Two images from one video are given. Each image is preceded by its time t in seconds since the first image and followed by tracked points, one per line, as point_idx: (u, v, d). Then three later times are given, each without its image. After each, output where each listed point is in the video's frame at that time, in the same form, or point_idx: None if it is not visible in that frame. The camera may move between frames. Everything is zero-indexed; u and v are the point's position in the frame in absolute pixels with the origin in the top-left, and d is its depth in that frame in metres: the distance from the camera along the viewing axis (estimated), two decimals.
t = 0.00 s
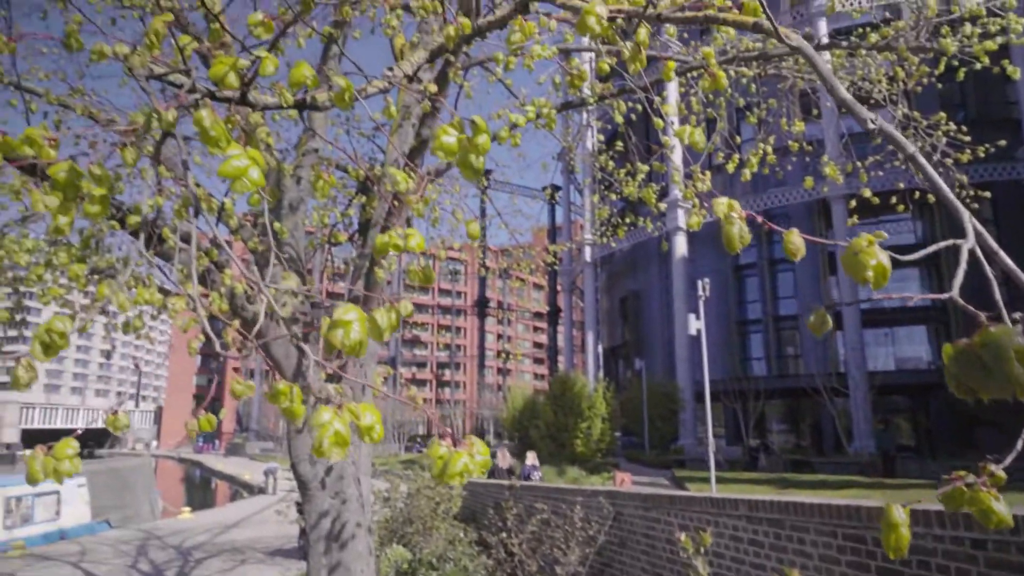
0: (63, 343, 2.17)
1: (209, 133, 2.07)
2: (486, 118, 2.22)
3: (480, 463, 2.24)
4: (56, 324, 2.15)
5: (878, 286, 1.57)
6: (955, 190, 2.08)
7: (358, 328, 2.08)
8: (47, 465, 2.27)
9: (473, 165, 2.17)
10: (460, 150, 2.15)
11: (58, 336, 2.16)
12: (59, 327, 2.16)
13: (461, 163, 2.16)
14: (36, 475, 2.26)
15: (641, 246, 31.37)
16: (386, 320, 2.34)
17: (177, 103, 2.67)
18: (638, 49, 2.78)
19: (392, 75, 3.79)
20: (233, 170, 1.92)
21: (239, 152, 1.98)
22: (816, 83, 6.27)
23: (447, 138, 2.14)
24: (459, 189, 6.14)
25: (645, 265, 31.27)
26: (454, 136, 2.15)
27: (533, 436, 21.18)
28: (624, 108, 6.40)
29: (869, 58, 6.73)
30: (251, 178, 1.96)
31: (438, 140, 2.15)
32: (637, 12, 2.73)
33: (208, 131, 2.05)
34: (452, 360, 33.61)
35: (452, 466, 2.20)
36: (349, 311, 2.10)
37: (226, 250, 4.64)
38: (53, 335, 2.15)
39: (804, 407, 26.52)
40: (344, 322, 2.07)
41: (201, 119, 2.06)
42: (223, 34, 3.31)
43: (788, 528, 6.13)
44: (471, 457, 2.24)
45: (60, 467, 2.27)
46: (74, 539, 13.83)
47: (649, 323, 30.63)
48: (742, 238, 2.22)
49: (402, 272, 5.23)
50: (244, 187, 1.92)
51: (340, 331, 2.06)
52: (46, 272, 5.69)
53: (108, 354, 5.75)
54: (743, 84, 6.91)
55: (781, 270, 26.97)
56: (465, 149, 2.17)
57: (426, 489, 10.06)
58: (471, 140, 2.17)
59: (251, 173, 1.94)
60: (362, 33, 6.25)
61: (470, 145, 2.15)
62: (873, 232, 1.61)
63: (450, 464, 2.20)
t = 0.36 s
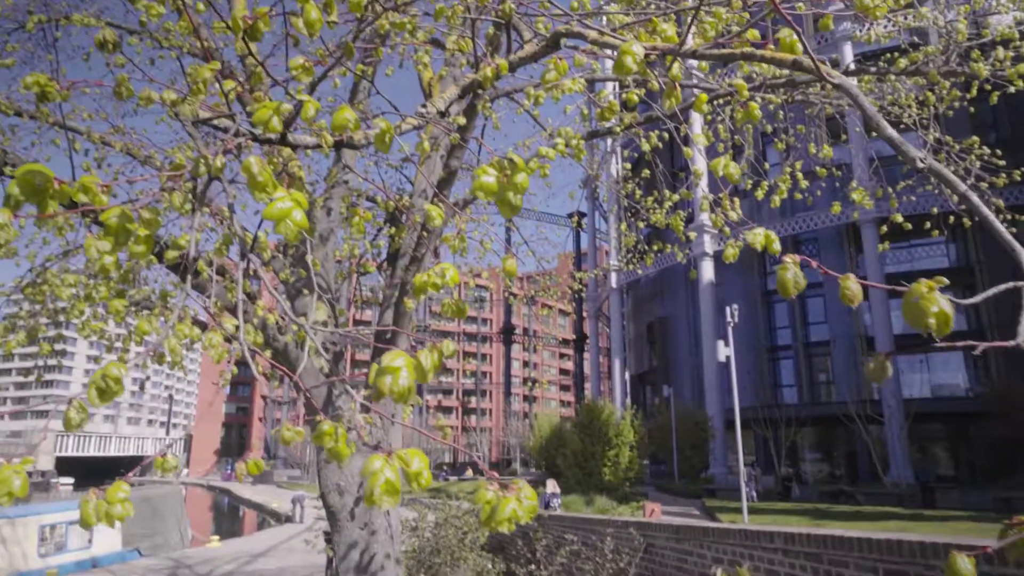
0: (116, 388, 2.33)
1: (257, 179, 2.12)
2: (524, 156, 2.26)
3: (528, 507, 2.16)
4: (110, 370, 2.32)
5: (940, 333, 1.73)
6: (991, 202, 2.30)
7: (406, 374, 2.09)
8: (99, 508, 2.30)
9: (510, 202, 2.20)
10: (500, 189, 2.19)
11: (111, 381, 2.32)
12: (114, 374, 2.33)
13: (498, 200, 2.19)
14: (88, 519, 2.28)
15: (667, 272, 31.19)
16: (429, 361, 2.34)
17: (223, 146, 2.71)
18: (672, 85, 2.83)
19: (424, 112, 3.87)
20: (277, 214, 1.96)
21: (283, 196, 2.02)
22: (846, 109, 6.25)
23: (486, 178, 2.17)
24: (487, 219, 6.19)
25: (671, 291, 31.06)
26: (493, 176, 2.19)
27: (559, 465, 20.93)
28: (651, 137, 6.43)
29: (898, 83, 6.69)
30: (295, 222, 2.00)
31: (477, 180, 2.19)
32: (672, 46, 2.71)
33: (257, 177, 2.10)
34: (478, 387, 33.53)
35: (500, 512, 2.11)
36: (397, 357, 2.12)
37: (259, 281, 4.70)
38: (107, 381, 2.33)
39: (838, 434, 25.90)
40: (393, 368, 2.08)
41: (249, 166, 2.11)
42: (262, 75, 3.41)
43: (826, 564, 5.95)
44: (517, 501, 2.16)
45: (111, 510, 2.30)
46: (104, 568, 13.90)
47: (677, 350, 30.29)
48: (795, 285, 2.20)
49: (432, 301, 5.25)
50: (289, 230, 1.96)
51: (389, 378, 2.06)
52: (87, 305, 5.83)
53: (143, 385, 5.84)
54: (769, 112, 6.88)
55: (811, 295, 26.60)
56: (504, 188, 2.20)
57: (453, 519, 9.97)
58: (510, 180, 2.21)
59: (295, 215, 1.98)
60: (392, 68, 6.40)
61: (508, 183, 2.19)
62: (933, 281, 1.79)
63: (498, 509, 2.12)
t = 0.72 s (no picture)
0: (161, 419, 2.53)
1: (297, 209, 2.13)
2: (557, 181, 2.26)
3: (572, 540, 2.19)
4: (154, 402, 2.50)
5: (1002, 365, 1.97)
6: None
7: (453, 410, 2.17)
8: (144, 539, 2.42)
9: (543, 226, 2.22)
10: (534, 215, 2.20)
11: (158, 413, 2.51)
12: (159, 406, 2.49)
13: (532, 226, 2.20)
14: (135, 549, 2.41)
15: (689, 287, 30.93)
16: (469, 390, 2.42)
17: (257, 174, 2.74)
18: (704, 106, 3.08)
19: (450, 134, 3.87)
20: (314, 242, 1.99)
21: (320, 224, 2.05)
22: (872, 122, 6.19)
23: (521, 203, 2.16)
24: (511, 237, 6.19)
25: (693, 305, 30.83)
26: (528, 202, 2.18)
27: (583, 482, 20.75)
28: (673, 153, 6.40)
29: (925, 95, 6.60)
30: (331, 249, 2.03)
31: (512, 206, 2.18)
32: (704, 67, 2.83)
33: (293, 208, 2.12)
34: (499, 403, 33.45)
35: (545, 546, 2.13)
36: (444, 394, 2.18)
37: (286, 303, 4.74)
38: (151, 413, 2.51)
39: (867, 451, 25.40)
40: (440, 404, 2.16)
41: (289, 198, 2.11)
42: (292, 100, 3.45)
43: None
44: (562, 535, 2.19)
45: (155, 541, 2.42)
46: None
47: (700, 366, 29.95)
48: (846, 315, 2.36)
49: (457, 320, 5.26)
50: (326, 258, 1.97)
51: (435, 413, 2.15)
52: (117, 327, 5.91)
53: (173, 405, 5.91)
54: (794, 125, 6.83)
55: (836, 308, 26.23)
56: (537, 213, 2.21)
57: (477, 537, 9.92)
58: (544, 205, 2.21)
59: (331, 244, 2.01)
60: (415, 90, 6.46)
61: (543, 208, 2.20)
62: (994, 314, 2.03)
63: (542, 544, 2.14)
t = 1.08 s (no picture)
0: (191, 457, 2.48)
1: (326, 242, 2.14)
2: (585, 209, 2.28)
3: None
4: (187, 439, 2.46)
5: None
6: None
7: (486, 447, 2.15)
8: None
9: (570, 254, 2.24)
10: (562, 242, 2.22)
11: (188, 450, 2.47)
12: (190, 442, 2.47)
13: (560, 252, 2.23)
14: None
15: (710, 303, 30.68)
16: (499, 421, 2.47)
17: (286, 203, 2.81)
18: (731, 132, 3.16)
19: (473, 157, 3.87)
20: (341, 272, 2.03)
21: (347, 253, 2.12)
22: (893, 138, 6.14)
23: (550, 232, 2.18)
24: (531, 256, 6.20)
25: (714, 322, 30.57)
26: (556, 230, 2.20)
27: (604, 501, 20.54)
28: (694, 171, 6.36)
29: (949, 109, 6.53)
30: (357, 279, 2.07)
31: (541, 235, 2.20)
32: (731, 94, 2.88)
33: (323, 240, 2.16)
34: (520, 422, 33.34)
35: None
36: (476, 430, 2.18)
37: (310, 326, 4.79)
38: (183, 450, 2.46)
39: (894, 469, 24.88)
40: (473, 442, 2.15)
41: (318, 231, 2.13)
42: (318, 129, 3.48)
43: None
44: None
45: None
46: None
47: (722, 382, 29.61)
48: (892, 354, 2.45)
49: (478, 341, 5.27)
50: (354, 287, 2.02)
51: (469, 451, 2.14)
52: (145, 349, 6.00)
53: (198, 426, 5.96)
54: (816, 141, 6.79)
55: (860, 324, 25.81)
56: (565, 240, 2.23)
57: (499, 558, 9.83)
58: (571, 232, 2.23)
59: (358, 273, 2.05)
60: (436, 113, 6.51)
61: (570, 236, 2.22)
62: None
63: None
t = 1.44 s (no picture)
0: (218, 489, 2.52)
1: (350, 269, 2.18)
2: (606, 229, 2.28)
3: None
4: (213, 472, 2.51)
5: None
6: None
7: (516, 483, 2.20)
8: None
9: (592, 275, 2.26)
10: (584, 264, 2.24)
11: (215, 483, 2.52)
12: (217, 476, 2.50)
13: (582, 275, 2.25)
14: None
15: (726, 315, 30.43)
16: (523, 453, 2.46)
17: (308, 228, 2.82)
18: (755, 150, 3.26)
19: (493, 176, 3.89)
20: (363, 298, 2.09)
21: (369, 278, 2.19)
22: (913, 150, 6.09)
23: (571, 256, 2.19)
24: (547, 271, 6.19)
25: (731, 334, 30.28)
26: (578, 253, 2.21)
27: (622, 515, 20.32)
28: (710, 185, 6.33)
29: (969, 120, 6.48)
30: (379, 304, 2.14)
31: (562, 258, 2.20)
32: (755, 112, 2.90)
33: (347, 268, 2.19)
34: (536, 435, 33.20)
35: None
36: (506, 466, 2.22)
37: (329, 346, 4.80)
38: (210, 484, 2.51)
39: (917, 483, 24.46)
40: (502, 479, 2.19)
41: (342, 258, 2.17)
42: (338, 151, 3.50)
43: None
44: None
45: None
46: None
47: (739, 395, 29.29)
48: (936, 388, 2.66)
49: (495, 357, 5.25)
50: (375, 314, 2.08)
51: (498, 487, 2.17)
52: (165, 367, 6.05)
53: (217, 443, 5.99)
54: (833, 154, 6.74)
55: (880, 335, 25.46)
56: (587, 262, 2.25)
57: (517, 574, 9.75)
58: (593, 254, 2.26)
59: (380, 299, 2.11)
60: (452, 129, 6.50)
61: (592, 257, 2.24)
62: None
63: None
